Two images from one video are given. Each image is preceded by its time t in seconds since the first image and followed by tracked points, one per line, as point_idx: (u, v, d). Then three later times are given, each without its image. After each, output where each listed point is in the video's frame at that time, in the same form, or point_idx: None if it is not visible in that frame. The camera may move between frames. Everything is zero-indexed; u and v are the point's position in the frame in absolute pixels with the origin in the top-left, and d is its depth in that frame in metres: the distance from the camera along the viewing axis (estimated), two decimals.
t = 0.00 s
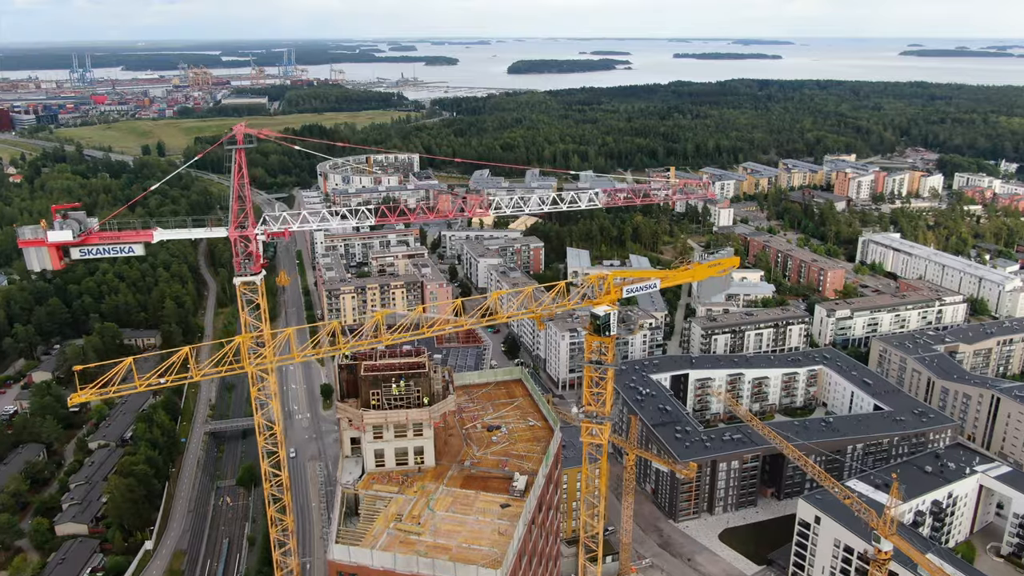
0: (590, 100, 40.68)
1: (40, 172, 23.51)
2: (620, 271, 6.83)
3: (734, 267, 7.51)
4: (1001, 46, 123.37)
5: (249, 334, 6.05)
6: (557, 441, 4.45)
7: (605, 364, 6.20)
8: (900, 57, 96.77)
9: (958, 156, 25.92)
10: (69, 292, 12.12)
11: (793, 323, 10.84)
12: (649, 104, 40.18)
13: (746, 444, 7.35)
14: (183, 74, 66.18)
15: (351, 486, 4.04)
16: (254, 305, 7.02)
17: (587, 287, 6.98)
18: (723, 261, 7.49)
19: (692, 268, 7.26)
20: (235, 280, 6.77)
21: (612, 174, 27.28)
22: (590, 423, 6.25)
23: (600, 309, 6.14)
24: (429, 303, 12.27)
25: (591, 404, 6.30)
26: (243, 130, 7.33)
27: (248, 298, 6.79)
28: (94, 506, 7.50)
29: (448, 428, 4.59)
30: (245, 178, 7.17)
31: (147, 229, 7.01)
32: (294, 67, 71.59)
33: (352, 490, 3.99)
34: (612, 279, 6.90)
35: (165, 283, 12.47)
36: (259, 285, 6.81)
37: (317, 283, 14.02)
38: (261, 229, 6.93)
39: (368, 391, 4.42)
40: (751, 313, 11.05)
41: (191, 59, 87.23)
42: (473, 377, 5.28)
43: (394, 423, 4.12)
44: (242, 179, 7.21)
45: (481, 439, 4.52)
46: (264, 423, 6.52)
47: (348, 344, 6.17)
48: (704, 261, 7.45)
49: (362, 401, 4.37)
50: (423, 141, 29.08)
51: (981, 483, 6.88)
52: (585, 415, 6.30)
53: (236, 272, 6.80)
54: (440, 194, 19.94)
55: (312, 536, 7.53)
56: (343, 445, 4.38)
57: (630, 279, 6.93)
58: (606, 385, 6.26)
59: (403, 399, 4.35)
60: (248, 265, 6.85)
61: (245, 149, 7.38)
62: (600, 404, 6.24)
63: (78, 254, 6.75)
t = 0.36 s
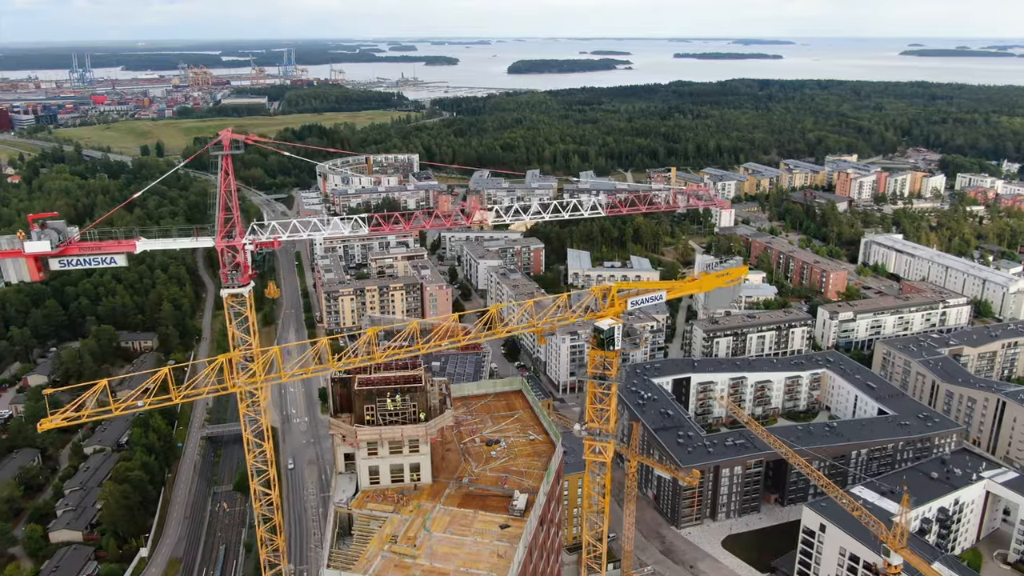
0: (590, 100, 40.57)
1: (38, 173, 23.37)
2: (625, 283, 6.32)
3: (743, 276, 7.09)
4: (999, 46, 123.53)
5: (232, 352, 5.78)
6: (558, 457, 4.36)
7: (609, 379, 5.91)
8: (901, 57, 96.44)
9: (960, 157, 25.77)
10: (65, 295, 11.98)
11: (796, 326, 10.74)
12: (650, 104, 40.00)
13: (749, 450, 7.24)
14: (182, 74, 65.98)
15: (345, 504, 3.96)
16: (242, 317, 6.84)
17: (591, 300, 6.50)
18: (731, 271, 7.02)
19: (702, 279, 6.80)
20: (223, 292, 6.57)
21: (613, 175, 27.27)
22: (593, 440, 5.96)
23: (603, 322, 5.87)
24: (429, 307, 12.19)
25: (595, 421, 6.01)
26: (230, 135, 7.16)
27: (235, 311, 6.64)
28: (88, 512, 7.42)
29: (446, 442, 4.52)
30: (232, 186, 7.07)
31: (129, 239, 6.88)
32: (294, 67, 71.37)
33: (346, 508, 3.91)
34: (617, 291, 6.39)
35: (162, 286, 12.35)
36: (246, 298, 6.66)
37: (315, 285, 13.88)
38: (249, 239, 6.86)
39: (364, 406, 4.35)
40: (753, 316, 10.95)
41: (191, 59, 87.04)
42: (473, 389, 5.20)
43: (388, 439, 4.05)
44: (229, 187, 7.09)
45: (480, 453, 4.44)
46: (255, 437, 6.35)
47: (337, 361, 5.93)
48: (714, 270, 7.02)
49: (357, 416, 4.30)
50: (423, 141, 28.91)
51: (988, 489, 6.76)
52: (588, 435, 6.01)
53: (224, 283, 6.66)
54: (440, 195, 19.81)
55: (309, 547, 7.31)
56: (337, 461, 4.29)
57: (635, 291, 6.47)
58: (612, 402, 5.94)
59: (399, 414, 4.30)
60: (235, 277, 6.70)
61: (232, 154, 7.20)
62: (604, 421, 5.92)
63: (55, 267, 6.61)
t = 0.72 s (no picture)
0: (590, 100, 40.39)
1: (36, 173, 23.21)
2: (633, 296, 6.17)
3: (753, 287, 6.91)
4: (999, 45, 123.23)
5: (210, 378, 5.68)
6: (559, 474, 4.28)
7: (612, 398, 5.76)
8: (901, 57, 96.25)
9: (963, 157, 25.63)
10: (62, 297, 11.85)
11: (799, 328, 10.62)
12: (651, 104, 39.86)
13: (755, 455, 7.13)
14: (181, 74, 65.75)
15: (338, 526, 3.87)
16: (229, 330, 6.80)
17: (597, 312, 6.30)
18: (740, 282, 6.86)
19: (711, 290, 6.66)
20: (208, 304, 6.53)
21: (613, 175, 27.14)
22: (596, 459, 5.88)
23: (606, 337, 5.67)
24: (428, 309, 12.10)
25: (597, 439, 5.91)
26: (214, 141, 7.05)
27: (221, 324, 6.62)
28: (82, 519, 7.29)
29: (443, 458, 4.43)
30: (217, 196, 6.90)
31: (110, 251, 6.70)
32: (294, 67, 71.14)
33: (339, 530, 3.83)
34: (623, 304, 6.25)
35: (160, 287, 12.20)
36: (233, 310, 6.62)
37: (314, 287, 13.77)
38: (235, 249, 6.73)
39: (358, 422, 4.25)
40: (755, 318, 10.83)
41: (191, 58, 86.82)
42: (471, 400, 5.12)
43: (383, 458, 3.95)
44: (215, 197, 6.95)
45: (478, 469, 4.35)
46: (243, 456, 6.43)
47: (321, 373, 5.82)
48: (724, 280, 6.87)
49: (350, 433, 4.19)
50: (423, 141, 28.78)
51: (995, 495, 6.65)
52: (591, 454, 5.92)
53: (209, 296, 6.62)
54: (440, 195, 19.68)
55: (307, 552, 7.19)
56: (330, 479, 4.21)
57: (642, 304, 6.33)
58: (616, 419, 5.82)
59: (395, 430, 4.19)
60: (220, 289, 6.66)
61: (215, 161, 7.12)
62: (608, 440, 5.84)
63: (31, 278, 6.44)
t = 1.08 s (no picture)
0: (591, 100, 40.28)
1: (34, 174, 23.09)
2: (637, 309, 6.03)
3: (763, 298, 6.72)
4: (998, 45, 122.96)
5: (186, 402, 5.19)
6: (560, 490, 4.20)
7: (616, 415, 5.64)
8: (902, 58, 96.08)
9: (965, 157, 25.51)
10: (59, 300, 11.76)
11: (801, 331, 10.51)
12: (651, 104, 39.76)
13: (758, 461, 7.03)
14: (181, 74, 65.58)
15: (331, 547, 3.77)
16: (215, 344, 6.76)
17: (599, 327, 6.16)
18: (749, 292, 6.70)
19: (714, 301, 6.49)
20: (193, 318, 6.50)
21: (614, 176, 27.05)
22: (599, 480, 5.72)
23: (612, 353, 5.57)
24: (428, 311, 12.00)
25: (601, 459, 5.75)
26: (198, 149, 7.02)
27: (207, 338, 6.61)
28: (77, 525, 7.24)
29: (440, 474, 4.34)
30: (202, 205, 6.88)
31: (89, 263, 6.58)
32: (294, 67, 71.00)
33: (330, 551, 3.74)
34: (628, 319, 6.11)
35: (156, 289, 12.08)
36: (218, 324, 6.61)
37: (312, 288, 13.69)
38: (220, 261, 6.71)
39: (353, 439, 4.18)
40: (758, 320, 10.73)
41: (191, 58, 86.63)
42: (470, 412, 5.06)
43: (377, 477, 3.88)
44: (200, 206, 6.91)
45: (477, 486, 4.25)
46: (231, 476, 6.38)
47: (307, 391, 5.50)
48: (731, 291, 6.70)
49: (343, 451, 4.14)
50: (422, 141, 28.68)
51: (1001, 501, 6.54)
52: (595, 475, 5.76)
53: (194, 310, 6.59)
54: (440, 195, 19.60)
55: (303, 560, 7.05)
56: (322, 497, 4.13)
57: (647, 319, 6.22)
58: (619, 439, 5.70)
59: (389, 448, 4.16)
60: (206, 302, 6.63)
61: (199, 169, 7.07)
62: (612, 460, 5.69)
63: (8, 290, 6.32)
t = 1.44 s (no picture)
0: (591, 100, 40.15)
1: (32, 174, 22.94)
2: (644, 327, 5.85)
3: (774, 312, 6.63)
4: (999, 45, 122.78)
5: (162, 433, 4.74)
6: (562, 514, 4.10)
7: (621, 438, 5.50)
8: (902, 57, 95.87)
9: (967, 157, 25.36)
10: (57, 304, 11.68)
11: (804, 333, 10.41)
12: (652, 104, 39.63)
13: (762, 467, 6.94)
14: (180, 74, 65.38)
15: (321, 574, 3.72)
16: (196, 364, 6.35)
17: (604, 347, 5.97)
18: (760, 308, 6.53)
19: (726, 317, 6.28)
20: (173, 337, 6.07)
21: (614, 176, 26.92)
22: (604, 506, 5.46)
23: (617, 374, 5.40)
24: (427, 313, 11.89)
25: (606, 484, 5.53)
26: (178, 158, 6.60)
27: (188, 357, 6.18)
28: (70, 533, 7.16)
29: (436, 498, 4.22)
30: (182, 217, 6.48)
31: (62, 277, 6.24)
32: (293, 67, 70.84)
33: None
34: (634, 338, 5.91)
35: (154, 293, 11.99)
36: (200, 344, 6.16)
37: (311, 290, 13.59)
38: (203, 276, 6.30)
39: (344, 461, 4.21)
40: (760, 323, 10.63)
41: (191, 58, 86.41)
42: (471, 426, 4.97)
43: (368, 502, 3.83)
44: (180, 219, 6.52)
45: (475, 506, 4.16)
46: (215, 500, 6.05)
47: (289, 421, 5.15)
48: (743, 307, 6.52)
49: (335, 473, 4.21)
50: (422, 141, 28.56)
51: (1009, 509, 6.43)
52: (600, 502, 5.47)
53: (175, 327, 6.15)
54: (440, 196, 19.50)
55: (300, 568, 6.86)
56: (312, 520, 4.05)
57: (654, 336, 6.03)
58: (626, 463, 5.48)
59: (383, 469, 4.15)
60: (188, 319, 6.17)
61: (180, 179, 6.62)
62: (619, 486, 5.45)
63: None
